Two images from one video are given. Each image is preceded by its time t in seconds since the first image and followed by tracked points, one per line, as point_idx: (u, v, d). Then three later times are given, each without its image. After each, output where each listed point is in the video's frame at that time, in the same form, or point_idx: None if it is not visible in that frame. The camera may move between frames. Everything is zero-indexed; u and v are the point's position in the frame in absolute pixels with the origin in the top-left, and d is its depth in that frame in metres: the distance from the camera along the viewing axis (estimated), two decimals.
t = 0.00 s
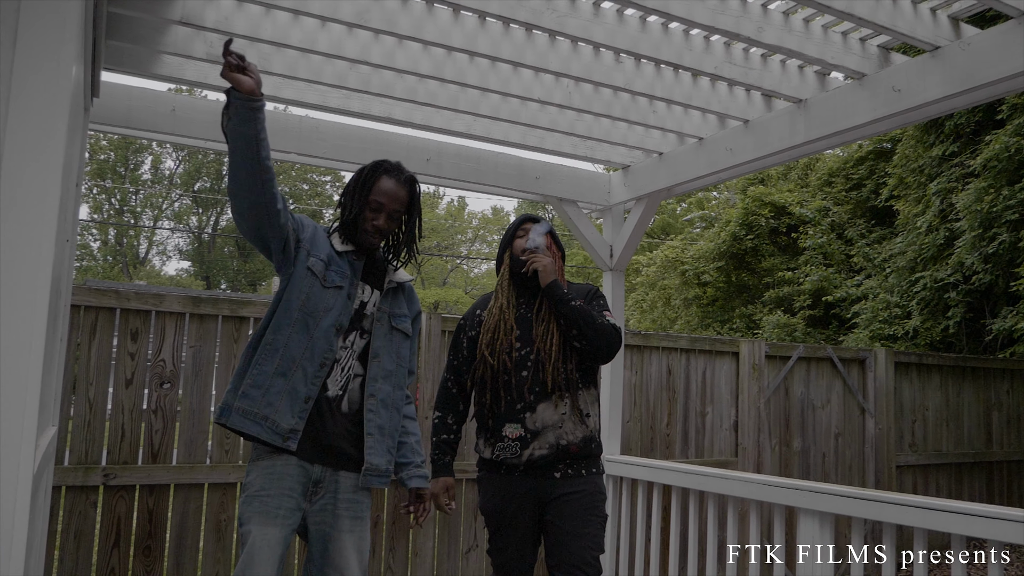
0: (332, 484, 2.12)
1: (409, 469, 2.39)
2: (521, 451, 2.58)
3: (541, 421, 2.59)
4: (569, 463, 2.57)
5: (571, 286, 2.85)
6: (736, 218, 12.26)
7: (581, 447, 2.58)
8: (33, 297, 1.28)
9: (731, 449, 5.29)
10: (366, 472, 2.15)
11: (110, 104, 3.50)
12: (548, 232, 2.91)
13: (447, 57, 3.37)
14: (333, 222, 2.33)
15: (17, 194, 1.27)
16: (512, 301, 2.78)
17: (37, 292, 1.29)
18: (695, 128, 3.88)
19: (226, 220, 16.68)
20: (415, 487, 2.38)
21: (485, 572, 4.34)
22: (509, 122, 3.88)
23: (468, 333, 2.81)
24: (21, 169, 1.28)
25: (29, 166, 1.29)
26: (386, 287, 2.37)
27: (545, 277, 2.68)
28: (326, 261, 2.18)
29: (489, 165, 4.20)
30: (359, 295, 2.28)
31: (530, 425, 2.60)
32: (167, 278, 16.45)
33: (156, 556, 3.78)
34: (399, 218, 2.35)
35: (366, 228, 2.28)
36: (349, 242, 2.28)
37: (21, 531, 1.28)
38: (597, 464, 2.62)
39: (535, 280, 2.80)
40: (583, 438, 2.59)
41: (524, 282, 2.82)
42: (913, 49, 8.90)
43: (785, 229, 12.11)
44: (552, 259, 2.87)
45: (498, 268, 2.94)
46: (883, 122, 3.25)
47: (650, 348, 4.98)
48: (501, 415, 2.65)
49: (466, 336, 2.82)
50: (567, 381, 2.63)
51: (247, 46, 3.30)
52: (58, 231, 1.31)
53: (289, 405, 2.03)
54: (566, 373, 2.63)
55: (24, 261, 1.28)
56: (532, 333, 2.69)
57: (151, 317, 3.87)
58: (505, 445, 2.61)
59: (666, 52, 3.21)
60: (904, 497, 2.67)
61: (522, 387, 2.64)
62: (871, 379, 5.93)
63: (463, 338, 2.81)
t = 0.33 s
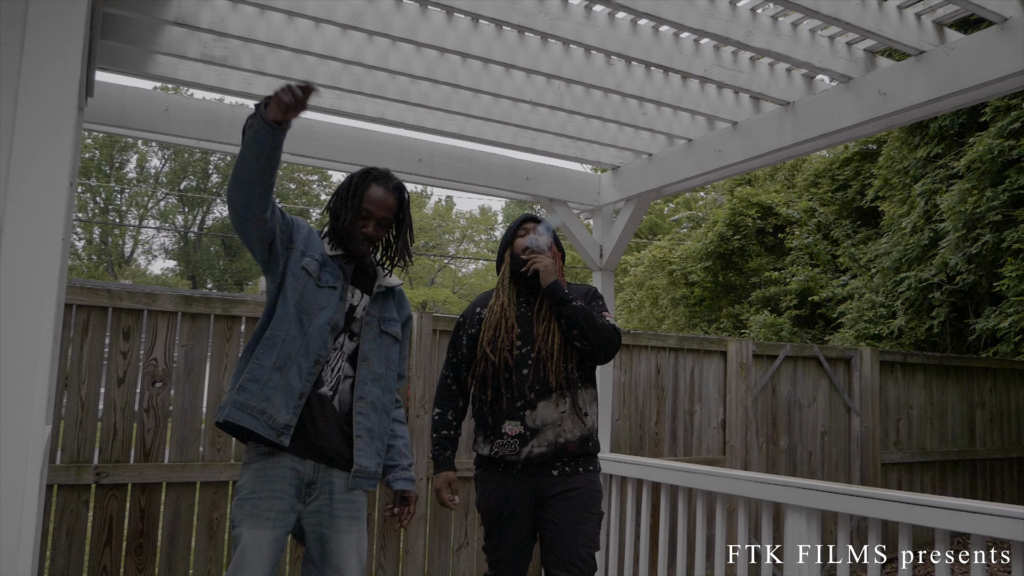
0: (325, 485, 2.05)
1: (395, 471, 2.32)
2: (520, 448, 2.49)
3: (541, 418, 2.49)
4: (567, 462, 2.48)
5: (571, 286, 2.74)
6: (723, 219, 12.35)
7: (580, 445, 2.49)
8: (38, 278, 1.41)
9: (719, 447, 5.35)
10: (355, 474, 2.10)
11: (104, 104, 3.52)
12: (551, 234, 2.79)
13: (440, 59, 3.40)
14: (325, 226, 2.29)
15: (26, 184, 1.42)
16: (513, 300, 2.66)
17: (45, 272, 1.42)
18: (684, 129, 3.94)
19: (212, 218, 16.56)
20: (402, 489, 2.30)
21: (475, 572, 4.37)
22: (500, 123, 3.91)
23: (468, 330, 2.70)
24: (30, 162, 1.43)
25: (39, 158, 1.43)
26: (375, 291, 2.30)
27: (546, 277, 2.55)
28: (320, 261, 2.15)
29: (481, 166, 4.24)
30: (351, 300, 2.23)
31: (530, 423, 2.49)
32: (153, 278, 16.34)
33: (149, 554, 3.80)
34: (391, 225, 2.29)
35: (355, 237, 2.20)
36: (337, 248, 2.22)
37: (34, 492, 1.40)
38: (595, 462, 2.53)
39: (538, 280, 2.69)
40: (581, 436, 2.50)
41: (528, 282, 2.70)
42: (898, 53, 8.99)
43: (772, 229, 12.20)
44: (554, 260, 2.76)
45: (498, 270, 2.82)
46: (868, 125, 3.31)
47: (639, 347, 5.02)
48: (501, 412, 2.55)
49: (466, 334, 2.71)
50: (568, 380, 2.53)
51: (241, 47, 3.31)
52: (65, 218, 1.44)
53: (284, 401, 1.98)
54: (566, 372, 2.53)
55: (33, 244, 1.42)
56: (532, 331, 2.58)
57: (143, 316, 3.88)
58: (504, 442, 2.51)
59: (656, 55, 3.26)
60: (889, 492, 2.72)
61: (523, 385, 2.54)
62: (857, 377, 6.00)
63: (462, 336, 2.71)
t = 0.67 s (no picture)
0: (301, 477, 2.01)
1: (365, 458, 2.30)
2: (513, 440, 2.38)
3: (536, 412, 2.39)
4: (559, 455, 2.39)
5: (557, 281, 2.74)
6: (688, 220, 12.56)
7: (572, 440, 2.40)
8: (58, 264, 1.45)
9: (685, 443, 5.50)
10: (339, 465, 2.06)
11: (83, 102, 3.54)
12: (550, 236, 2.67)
13: (419, 63, 3.48)
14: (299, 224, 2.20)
15: (44, 170, 1.44)
16: (513, 296, 2.54)
17: (63, 259, 1.46)
18: (654, 134, 4.05)
19: (173, 215, 16.27)
20: (369, 476, 2.28)
21: (448, 565, 4.45)
22: (475, 126, 3.99)
23: (467, 325, 2.55)
24: (50, 148, 1.45)
25: (52, 148, 1.45)
26: (345, 291, 2.22)
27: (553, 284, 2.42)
28: (294, 262, 2.06)
29: (456, 167, 4.32)
30: (324, 298, 2.15)
31: (525, 416, 2.39)
32: (112, 276, 15.98)
33: (125, 551, 3.69)
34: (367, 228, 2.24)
35: (329, 239, 2.16)
36: (310, 250, 2.15)
37: (49, 471, 1.44)
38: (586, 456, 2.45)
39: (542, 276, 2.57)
40: (574, 431, 2.40)
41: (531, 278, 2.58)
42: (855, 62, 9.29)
43: (735, 231, 12.41)
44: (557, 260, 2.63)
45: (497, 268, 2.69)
46: (830, 132, 3.46)
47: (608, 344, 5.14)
48: (496, 405, 2.43)
49: (463, 327, 2.56)
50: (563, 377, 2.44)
51: (223, 48, 3.36)
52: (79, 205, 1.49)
53: (265, 396, 1.91)
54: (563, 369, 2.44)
55: (50, 230, 1.45)
56: (531, 327, 2.46)
57: (119, 314, 3.76)
58: (498, 434, 2.40)
59: (629, 62, 3.37)
60: (849, 483, 2.84)
61: (519, 378, 2.42)
62: (818, 375, 6.17)
63: (460, 327, 2.56)
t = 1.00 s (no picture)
0: (288, 473, 2.01)
1: (350, 455, 2.29)
2: (509, 439, 2.40)
3: (530, 410, 2.42)
4: (553, 453, 2.41)
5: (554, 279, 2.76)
6: (675, 220, 12.63)
7: (566, 438, 2.43)
8: (59, 264, 1.57)
9: (673, 442, 5.55)
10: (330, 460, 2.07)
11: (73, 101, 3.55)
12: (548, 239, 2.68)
13: (410, 65, 3.51)
14: (285, 221, 2.20)
15: (44, 192, 1.56)
16: (510, 297, 2.58)
17: (62, 275, 1.57)
18: (642, 136, 4.10)
19: (158, 215, 16.15)
20: (357, 472, 2.27)
21: (438, 564, 4.48)
22: (464, 127, 4.01)
23: (464, 324, 2.56)
24: (49, 172, 1.57)
25: (54, 149, 1.58)
26: (330, 287, 2.22)
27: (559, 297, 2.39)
28: (283, 256, 2.07)
29: (446, 168, 4.35)
30: (311, 295, 2.16)
31: (520, 415, 2.42)
32: (96, 275, 15.83)
33: (115, 549, 3.68)
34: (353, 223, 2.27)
35: (316, 236, 2.16)
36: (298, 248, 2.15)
37: (52, 448, 1.56)
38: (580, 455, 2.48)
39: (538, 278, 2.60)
40: (568, 429, 2.44)
41: (528, 279, 2.62)
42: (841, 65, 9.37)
43: (722, 231, 12.48)
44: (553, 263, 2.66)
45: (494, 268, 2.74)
46: (815, 135, 3.52)
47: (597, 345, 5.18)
48: (491, 402, 2.47)
49: (460, 326, 2.56)
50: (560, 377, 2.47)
51: (214, 49, 3.38)
52: (77, 225, 1.61)
53: (256, 391, 1.91)
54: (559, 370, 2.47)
55: (49, 248, 1.56)
56: (528, 328, 2.50)
57: (109, 314, 3.74)
58: (493, 432, 2.42)
59: (618, 66, 3.41)
60: (833, 481, 2.89)
61: (515, 377, 2.46)
62: (803, 374, 6.24)
63: (456, 324, 2.57)
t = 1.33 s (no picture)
0: (274, 473, 1.99)
1: (338, 455, 2.30)
2: (503, 437, 2.43)
3: (525, 409, 2.45)
4: (547, 452, 2.44)
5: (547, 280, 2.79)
6: (662, 221, 12.70)
7: (561, 437, 2.46)
8: (59, 266, 1.59)
9: (661, 441, 5.60)
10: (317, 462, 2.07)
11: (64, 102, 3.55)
12: (543, 242, 2.72)
13: (401, 68, 3.54)
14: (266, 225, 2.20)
15: (44, 197, 1.58)
16: (506, 297, 2.60)
17: (62, 278, 1.60)
18: (631, 138, 4.14)
19: (144, 213, 16.07)
20: (345, 472, 2.29)
21: (427, 563, 4.51)
22: (454, 129, 4.04)
23: (460, 322, 2.57)
24: (49, 177, 1.59)
25: (55, 153, 1.60)
26: (313, 288, 2.20)
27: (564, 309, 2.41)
28: (269, 257, 2.08)
29: (436, 169, 4.38)
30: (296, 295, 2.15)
31: (514, 413, 2.45)
32: (81, 274, 15.72)
33: (105, 549, 3.69)
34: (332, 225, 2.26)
35: (297, 238, 2.15)
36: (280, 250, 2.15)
37: (52, 447, 1.58)
38: (573, 454, 2.51)
39: (535, 281, 2.64)
40: (562, 428, 2.47)
41: (523, 281, 2.65)
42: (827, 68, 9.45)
43: (709, 232, 12.55)
44: (548, 266, 2.70)
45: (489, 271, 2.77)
46: (801, 139, 3.58)
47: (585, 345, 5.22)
48: (486, 401, 2.50)
49: (456, 324, 2.58)
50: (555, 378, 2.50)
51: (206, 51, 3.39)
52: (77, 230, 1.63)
53: (245, 387, 1.91)
54: (554, 371, 2.50)
55: (48, 251, 1.58)
56: (525, 329, 2.53)
57: (99, 314, 3.75)
58: (487, 431, 2.45)
59: (608, 70, 3.45)
60: (818, 479, 2.93)
61: (511, 376, 2.49)
62: (789, 374, 6.29)
63: (453, 322, 2.58)
